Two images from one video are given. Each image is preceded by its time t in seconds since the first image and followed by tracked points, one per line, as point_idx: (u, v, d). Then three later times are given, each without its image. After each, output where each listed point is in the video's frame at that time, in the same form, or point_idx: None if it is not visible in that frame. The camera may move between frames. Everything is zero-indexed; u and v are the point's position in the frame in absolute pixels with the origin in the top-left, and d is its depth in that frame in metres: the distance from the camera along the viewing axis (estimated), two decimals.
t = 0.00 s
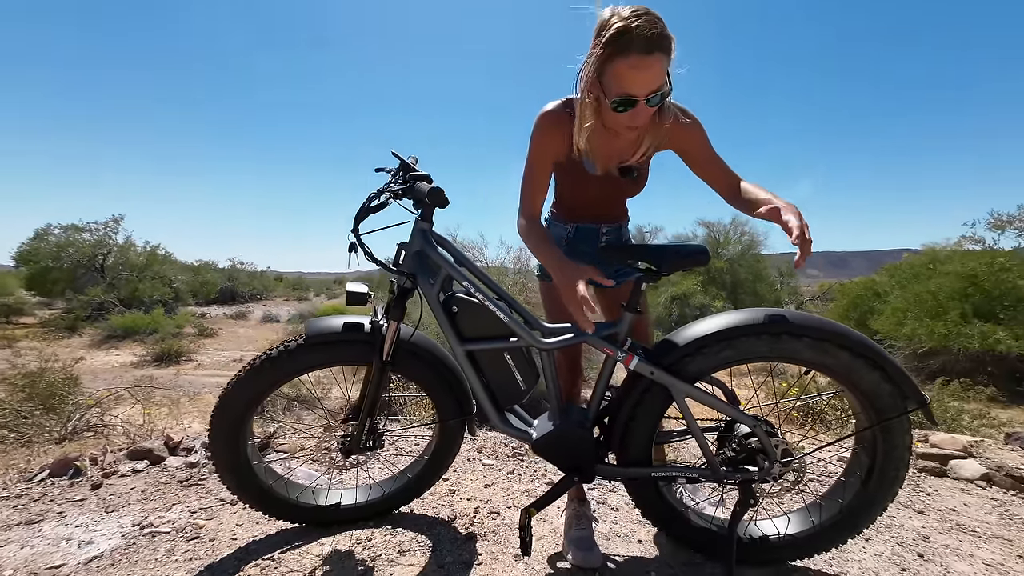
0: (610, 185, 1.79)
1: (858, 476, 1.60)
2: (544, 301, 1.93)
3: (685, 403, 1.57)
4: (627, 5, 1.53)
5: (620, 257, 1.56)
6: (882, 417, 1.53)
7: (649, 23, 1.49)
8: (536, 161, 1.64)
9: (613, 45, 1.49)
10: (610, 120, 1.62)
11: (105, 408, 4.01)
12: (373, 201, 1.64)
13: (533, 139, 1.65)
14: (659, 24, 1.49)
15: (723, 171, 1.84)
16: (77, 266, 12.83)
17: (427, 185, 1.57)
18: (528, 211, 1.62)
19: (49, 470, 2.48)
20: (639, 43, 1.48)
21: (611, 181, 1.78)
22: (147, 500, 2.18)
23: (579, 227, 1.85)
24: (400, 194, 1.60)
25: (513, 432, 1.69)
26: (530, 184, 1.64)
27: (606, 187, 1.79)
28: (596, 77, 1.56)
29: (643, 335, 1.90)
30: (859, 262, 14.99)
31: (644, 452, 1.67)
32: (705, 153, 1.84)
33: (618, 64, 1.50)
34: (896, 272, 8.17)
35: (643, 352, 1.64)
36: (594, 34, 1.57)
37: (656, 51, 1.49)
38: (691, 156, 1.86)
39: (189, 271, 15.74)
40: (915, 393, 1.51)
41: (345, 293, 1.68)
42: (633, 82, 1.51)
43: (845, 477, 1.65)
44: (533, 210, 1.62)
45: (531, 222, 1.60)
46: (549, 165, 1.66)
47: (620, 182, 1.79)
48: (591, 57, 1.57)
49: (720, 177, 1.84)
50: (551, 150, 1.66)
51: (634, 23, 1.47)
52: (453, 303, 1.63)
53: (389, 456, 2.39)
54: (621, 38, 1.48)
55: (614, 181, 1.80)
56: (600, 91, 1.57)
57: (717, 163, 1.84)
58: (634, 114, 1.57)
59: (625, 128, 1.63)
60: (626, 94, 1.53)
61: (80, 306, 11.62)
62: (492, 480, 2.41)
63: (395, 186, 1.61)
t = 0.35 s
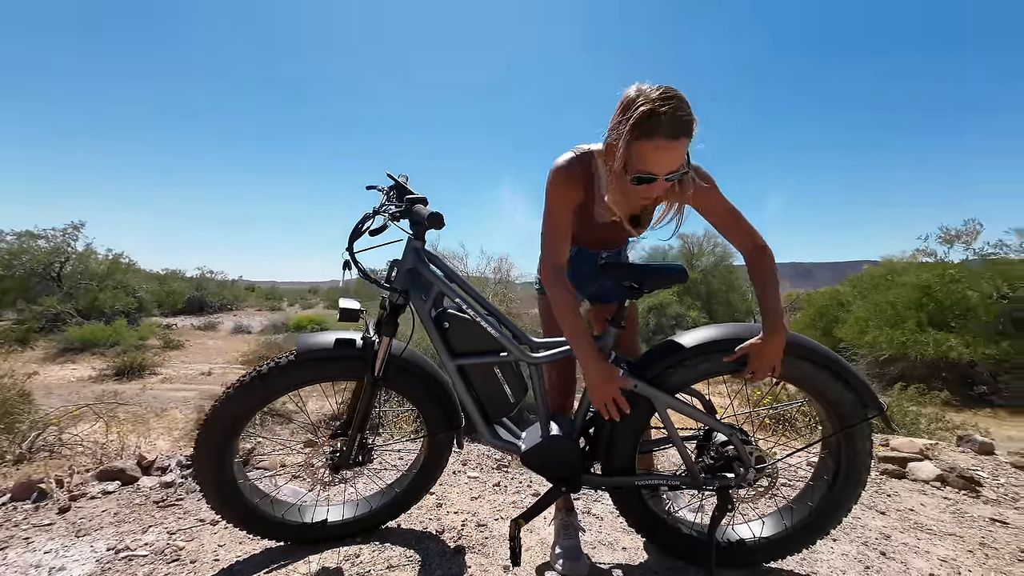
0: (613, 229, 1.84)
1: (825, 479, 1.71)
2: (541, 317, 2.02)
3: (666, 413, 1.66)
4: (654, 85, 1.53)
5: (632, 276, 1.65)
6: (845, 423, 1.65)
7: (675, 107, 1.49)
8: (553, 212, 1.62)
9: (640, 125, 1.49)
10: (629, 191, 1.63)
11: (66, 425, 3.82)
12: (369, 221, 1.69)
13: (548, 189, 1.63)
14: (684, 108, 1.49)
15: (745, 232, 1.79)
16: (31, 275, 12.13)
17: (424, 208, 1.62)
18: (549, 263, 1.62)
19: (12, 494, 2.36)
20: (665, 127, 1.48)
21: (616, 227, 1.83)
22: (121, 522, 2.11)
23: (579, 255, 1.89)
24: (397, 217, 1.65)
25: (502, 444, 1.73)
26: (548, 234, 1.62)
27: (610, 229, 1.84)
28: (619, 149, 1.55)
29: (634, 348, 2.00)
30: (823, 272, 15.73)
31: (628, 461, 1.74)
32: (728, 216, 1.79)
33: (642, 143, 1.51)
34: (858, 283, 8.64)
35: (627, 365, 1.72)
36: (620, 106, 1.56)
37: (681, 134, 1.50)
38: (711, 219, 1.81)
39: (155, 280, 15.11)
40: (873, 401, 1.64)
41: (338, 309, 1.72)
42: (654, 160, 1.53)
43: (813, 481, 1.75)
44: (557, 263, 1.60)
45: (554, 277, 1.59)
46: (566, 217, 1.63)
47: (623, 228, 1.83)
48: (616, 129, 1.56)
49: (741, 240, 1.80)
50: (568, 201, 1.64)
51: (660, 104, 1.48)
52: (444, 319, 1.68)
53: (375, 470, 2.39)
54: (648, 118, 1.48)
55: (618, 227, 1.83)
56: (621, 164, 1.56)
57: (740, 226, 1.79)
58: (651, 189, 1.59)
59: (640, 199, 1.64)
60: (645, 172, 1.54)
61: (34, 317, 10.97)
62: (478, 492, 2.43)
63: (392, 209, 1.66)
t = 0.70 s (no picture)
0: (598, 234, 1.88)
1: (782, 472, 1.83)
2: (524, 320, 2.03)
3: (638, 412, 1.73)
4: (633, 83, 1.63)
5: (609, 281, 1.71)
6: (800, 418, 1.77)
7: (653, 99, 1.59)
8: (540, 215, 1.67)
9: (623, 115, 1.57)
10: (616, 181, 1.68)
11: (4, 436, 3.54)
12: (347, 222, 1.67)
13: (536, 194, 1.69)
14: (662, 100, 1.60)
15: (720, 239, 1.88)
16: None
17: (405, 211, 1.63)
18: (527, 256, 1.68)
19: None
20: (646, 115, 1.57)
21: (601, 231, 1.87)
22: (72, 536, 1.99)
23: (563, 258, 1.90)
24: (376, 219, 1.64)
25: (478, 444, 1.76)
26: (535, 233, 1.67)
27: (595, 234, 1.87)
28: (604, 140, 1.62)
29: (613, 348, 2.05)
30: (782, 278, 16.56)
31: (600, 459, 1.80)
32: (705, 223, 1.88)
33: (625, 132, 1.58)
34: (813, 288, 9.16)
35: (601, 365, 1.78)
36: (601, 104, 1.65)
37: (661, 121, 1.59)
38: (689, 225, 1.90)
39: (104, 280, 14.19)
40: (825, 398, 1.77)
41: (313, 311, 1.71)
42: (638, 148, 1.60)
43: (772, 473, 1.87)
44: (533, 255, 1.66)
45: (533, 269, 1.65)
46: (553, 221, 1.68)
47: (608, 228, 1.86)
48: (599, 124, 1.64)
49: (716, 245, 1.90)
50: (555, 205, 1.69)
51: (640, 97, 1.58)
52: (423, 321, 1.69)
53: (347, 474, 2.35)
54: (629, 109, 1.57)
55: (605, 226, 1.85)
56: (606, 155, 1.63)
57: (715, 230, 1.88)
58: (637, 178, 1.64)
59: (627, 191, 1.70)
60: (631, 159, 1.61)
61: None
62: (454, 494, 2.44)
63: (373, 211, 1.65)
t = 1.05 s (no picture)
0: (567, 228, 1.90)
1: (737, 459, 1.94)
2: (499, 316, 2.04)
3: (604, 403, 1.78)
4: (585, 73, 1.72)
5: (577, 276, 1.76)
6: (753, 408, 1.88)
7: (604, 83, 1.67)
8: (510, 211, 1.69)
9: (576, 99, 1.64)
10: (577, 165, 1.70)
11: None
12: (313, 211, 1.62)
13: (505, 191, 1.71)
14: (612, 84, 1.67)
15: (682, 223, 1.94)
16: None
17: (376, 201, 1.60)
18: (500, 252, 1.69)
19: None
20: (598, 95, 1.64)
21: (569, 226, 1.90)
22: (2, 545, 1.83)
23: (534, 255, 1.93)
24: (345, 208, 1.60)
25: (448, 438, 1.76)
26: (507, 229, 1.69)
27: (564, 230, 1.91)
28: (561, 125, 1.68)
29: (585, 341, 2.09)
30: (740, 278, 17.39)
31: (567, 450, 1.84)
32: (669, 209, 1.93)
33: (580, 112, 1.64)
34: (768, 287, 9.69)
35: (570, 359, 1.82)
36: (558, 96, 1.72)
37: (613, 102, 1.66)
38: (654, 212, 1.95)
39: (37, 269, 13.04)
40: (776, 389, 1.89)
41: (277, 303, 1.65)
42: (594, 128, 1.65)
43: (727, 461, 1.98)
44: (507, 251, 1.68)
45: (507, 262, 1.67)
46: (523, 218, 1.70)
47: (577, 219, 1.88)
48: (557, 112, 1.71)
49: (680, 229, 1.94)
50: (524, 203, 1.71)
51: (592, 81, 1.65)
52: (393, 313, 1.67)
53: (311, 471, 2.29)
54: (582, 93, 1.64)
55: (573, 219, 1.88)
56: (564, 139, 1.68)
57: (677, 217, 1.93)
58: (596, 156, 1.67)
59: (589, 173, 1.71)
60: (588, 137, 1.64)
61: None
62: (421, 489, 2.42)
63: (342, 200, 1.61)
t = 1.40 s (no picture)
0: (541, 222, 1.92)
1: (705, 445, 2.01)
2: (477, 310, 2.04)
3: (579, 394, 1.81)
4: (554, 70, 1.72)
5: (553, 268, 1.78)
6: (720, 396, 1.96)
7: (574, 83, 1.68)
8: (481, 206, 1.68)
9: (546, 100, 1.65)
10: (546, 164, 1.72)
11: None
12: (284, 201, 1.57)
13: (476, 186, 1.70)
14: (581, 84, 1.69)
15: (647, 214, 1.99)
16: None
17: (350, 191, 1.57)
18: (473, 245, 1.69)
19: None
20: (567, 96, 1.65)
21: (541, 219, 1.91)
22: None
23: (509, 248, 1.94)
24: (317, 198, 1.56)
25: (424, 430, 1.76)
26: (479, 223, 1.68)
27: (536, 223, 1.93)
28: (530, 124, 1.68)
29: (561, 331, 2.11)
30: (711, 273, 17.93)
31: (543, 440, 1.87)
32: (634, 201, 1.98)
33: (550, 112, 1.65)
34: (737, 282, 10.04)
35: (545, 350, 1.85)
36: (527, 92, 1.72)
37: (581, 101, 1.66)
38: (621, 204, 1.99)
39: None
40: (741, 377, 1.97)
41: (246, 295, 1.60)
42: (562, 128, 1.66)
43: (696, 447, 2.05)
44: (481, 244, 1.67)
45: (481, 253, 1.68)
46: (494, 212, 1.69)
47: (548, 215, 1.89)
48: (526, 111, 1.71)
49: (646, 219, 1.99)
50: (495, 198, 1.71)
51: (560, 81, 1.66)
52: (367, 306, 1.65)
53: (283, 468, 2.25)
54: (551, 93, 1.65)
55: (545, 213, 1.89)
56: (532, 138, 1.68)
57: (642, 207, 1.98)
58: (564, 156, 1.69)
59: (558, 171, 1.73)
60: (557, 138, 1.66)
61: None
62: (397, 483, 2.41)
63: (313, 189, 1.57)
